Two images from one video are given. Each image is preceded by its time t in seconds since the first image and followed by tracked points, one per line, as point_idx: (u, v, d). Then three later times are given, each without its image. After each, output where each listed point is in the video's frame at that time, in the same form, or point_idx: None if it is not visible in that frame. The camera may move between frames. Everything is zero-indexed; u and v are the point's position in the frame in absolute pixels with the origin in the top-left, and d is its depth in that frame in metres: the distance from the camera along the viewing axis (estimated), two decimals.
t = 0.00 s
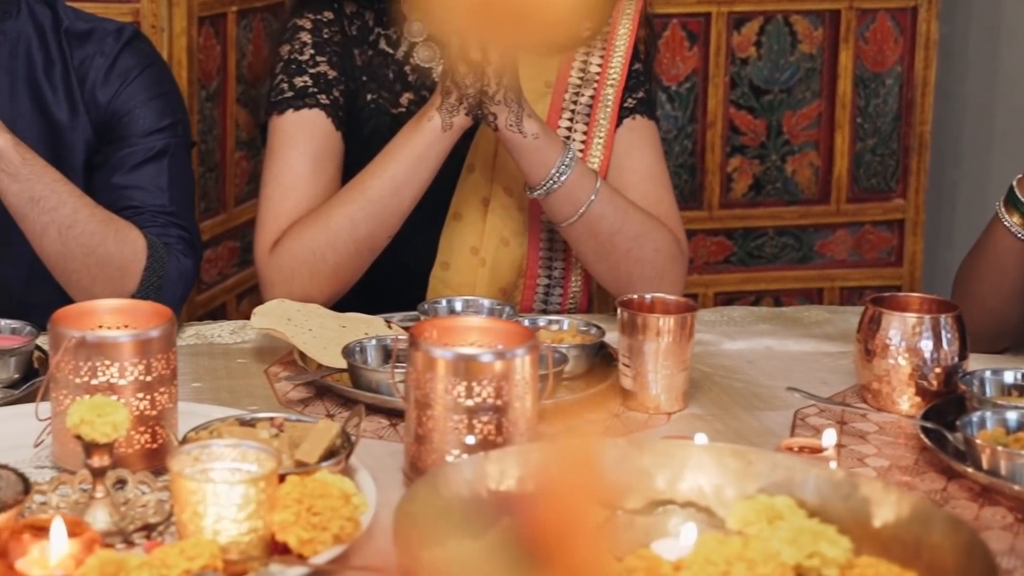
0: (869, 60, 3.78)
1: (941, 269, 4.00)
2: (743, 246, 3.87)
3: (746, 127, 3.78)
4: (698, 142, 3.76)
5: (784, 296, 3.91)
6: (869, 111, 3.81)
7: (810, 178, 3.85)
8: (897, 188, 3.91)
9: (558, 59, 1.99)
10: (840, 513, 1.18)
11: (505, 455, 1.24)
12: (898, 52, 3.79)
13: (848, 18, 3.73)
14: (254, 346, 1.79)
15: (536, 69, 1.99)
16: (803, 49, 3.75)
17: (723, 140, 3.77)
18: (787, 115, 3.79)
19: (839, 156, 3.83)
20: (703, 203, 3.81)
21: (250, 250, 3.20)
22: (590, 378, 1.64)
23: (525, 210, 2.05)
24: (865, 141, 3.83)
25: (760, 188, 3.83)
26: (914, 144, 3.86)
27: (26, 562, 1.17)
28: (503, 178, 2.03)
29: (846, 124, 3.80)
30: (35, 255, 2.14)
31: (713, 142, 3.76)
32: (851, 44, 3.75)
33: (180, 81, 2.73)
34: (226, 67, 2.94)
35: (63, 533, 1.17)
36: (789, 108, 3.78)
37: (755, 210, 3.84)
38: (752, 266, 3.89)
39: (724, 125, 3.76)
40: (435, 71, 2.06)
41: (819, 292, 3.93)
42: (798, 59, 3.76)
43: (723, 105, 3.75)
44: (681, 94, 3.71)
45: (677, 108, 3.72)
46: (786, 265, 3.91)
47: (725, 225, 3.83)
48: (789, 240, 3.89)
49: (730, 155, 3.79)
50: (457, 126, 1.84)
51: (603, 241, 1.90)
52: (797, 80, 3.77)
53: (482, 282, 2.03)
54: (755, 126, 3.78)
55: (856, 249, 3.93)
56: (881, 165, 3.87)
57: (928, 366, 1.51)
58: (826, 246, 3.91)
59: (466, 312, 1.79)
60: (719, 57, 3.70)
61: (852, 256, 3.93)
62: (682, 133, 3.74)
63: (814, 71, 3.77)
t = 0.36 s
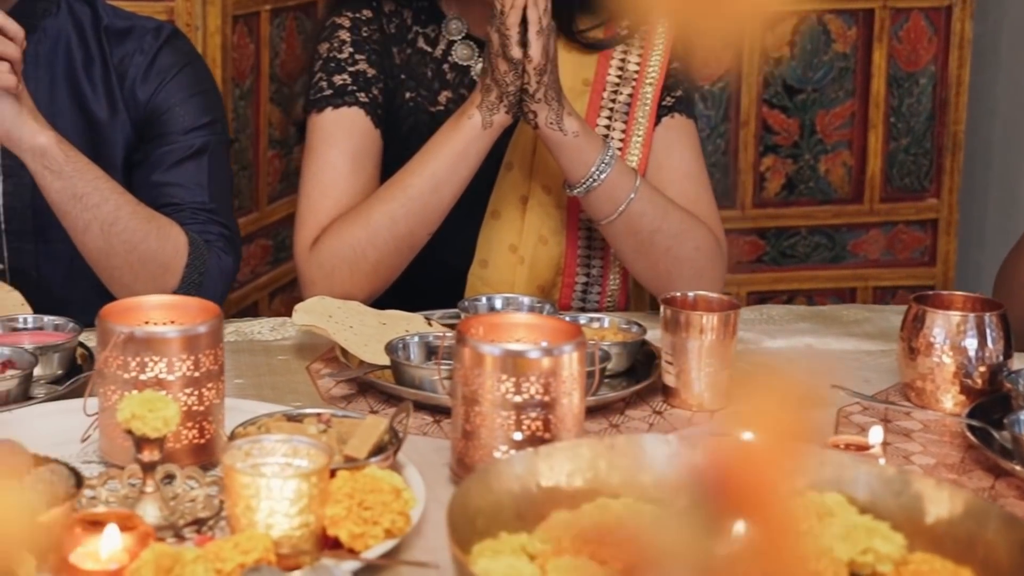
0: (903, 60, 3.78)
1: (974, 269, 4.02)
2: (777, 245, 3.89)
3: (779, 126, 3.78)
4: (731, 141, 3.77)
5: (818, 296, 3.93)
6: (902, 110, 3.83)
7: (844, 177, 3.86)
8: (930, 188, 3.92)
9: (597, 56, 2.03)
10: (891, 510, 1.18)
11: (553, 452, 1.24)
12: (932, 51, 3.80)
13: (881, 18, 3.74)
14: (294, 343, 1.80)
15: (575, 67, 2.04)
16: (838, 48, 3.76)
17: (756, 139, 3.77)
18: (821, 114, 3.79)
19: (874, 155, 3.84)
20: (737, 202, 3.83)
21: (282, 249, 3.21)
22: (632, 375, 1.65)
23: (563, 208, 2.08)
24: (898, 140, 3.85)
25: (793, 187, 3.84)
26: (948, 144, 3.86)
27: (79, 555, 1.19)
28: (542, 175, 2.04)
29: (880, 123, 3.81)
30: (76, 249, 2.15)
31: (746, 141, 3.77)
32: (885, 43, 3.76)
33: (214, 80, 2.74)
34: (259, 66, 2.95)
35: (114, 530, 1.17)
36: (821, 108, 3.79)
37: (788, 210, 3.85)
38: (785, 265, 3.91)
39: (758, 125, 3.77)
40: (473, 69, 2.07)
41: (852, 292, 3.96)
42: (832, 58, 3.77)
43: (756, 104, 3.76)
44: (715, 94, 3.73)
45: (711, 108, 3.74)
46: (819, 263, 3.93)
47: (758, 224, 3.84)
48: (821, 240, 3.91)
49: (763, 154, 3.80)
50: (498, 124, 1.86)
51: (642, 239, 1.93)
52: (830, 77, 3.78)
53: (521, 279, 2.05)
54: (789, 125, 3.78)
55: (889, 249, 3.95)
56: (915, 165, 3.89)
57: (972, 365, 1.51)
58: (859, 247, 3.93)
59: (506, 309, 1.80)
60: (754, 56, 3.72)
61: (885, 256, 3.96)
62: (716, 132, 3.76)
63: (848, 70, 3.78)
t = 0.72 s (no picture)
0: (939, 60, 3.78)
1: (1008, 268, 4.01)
2: (810, 244, 3.92)
3: (813, 125, 3.81)
4: (764, 140, 3.80)
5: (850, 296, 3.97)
6: (936, 110, 3.82)
7: (878, 177, 3.87)
8: (965, 188, 3.91)
9: (635, 55, 2.10)
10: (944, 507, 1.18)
11: (604, 450, 1.23)
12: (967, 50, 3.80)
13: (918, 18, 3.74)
14: (335, 340, 1.81)
15: (613, 66, 2.11)
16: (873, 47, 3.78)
17: (789, 138, 3.81)
18: (854, 114, 3.81)
19: (908, 155, 3.84)
20: (770, 201, 3.86)
21: (316, 246, 3.23)
22: (674, 373, 1.65)
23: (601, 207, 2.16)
24: (932, 140, 3.84)
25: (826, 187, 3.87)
26: (982, 144, 3.85)
27: (135, 548, 1.20)
28: (580, 173, 2.13)
29: (913, 123, 3.82)
30: (116, 247, 2.19)
31: (779, 141, 3.80)
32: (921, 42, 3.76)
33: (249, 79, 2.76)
34: (293, 65, 2.97)
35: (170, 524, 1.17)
36: (855, 108, 3.81)
37: (821, 210, 3.88)
38: (818, 265, 3.94)
39: (790, 124, 3.80)
40: (512, 68, 2.16)
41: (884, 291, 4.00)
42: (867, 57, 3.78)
43: (789, 103, 3.79)
44: (748, 93, 3.76)
45: (744, 107, 3.77)
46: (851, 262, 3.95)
47: (790, 223, 3.88)
48: (853, 239, 3.92)
49: (797, 153, 3.83)
50: (538, 122, 1.94)
51: (682, 238, 2.00)
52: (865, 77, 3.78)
53: (559, 277, 2.14)
54: (821, 125, 3.81)
55: (923, 248, 3.96)
56: (949, 165, 3.88)
57: (1018, 365, 1.50)
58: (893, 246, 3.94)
59: (547, 307, 1.81)
60: (786, 55, 3.75)
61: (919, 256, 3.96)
62: (749, 132, 3.79)
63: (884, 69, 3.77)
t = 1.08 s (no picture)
0: (973, 59, 3.79)
1: None
2: (844, 244, 3.90)
3: (848, 125, 3.81)
4: (800, 140, 3.80)
5: (884, 294, 3.93)
6: (971, 109, 3.81)
7: (912, 176, 3.86)
8: (1000, 187, 3.91)
9: (676, 53, 2.10)
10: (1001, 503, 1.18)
11: (658, 445, 1.23)
12: (1002, 50, 3.80)
13: (951, 17, 3.75)
14: (378, 337, 1.82)
15: (654, 64, 2.11)
16: (908, 46, 3.77)
17: (824, 137, 3.80)
18: (889, 113, 3.80)
19: (943, 155, 3.84)
20: (806, 201, 3.84)
21: (349, 245, 3.24)
22: (719, 371, 1.64)
23: (641, 205, 2.17)
24: (967, 139, 3.83)
25: (861, 186, 3.85)
26: (1016, 143, 3.86)
27: (191, 543, 1.19)
28: (620, 171, 2.15)
29: (949, 122, 3.80)
30: (157, 243, 2.20)
31: (814, 140, 3.79)
32: (955, 42, 3.77)
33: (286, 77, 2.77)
34: (327, 63, 2.99)
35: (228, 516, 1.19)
36: (890, 107, 3.80)
37: (856, 209, 3.87)
38: (853, 265, 3.92)
39: (825, 124, 3.79)
40: (551, 66, 2.17)
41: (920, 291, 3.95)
42: (901, 56, 3.78)
43: (824, 102, 3.78)
44: (784, 91, 3.75)
45: (779, 105, 3.76)
46: (886, 262, 3.93)
47: (825, 223, 3.87)
48: (888, 239, 3.91)
49: (831, 153, 3.82)
50: (580, 120, 1.97)
51: (724, 236, 2.03)
52: (900, 76, 3.78)
53: (601, 276, 2.15)
54: (856, 124, 3.80)
55: (958, 248, 3.95)
56: (985, 164, 3.87)
57: None
58: (927, 246, 3.92)
59: (589, 305, 1.81)
60: (821, 54, 3.75)
61: (954, 256, 3.95)
62: (784, 131, 3.78)
63: (917, 68, 3.78)
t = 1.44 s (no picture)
0: (1010, 58, 3.78)
1: None
2: (880, 243, 3.90)
3: (884, 124, 3.80)
4: (836, 139, 3.80)
5: (919, 293, 3.91)
6: (1007, 108, 3.80)
7: (949, 176, 3.85)
8: None
9: (718, 52, 2.14)
10: None
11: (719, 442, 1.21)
12: None
13: (989, 15, 3.73)
14: (421, 334, 1.82)
15: (696, 63, 2.15)
16: (945, 45, 3.77)
17: (860, 136, 3.79)
18: (926, 112, 3.79)
19: (980, 154, 3.82)
20: (842, 201, 3.84)
21: (383, 243, 3.25)
22: (766, 370, 1.64)
23: (684, 203, 2.20)
24: (1004, 139, 3.82)
25: (898, 184, 3.85)
26: None
27: (249, 536, 1.20)
28: (662, 169, 2.19)
29: (986, 121, 3.79)
30: (199, 239, 2.21)
31: (851, 140, 3.79)
32: (992, 41, 3.75)
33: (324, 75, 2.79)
34: (363, 62, 3.00)
35: (284, 508, 1.20)
36: (927, 105, 3.79)
37: (893, 208, 3.86)
38: (888, 264, 3.92)
39: (861, 123, 3.79)
40: (593, 63, 2.22)
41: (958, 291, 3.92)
42: (938, 56, 3.77)
43: (861, 102, 3.78)
44: (820, 90, 3.75)
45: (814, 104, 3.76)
46: (922, 262, 3.93)
47: (861, 222, 3.86)
48: (924, 238, 3.91)
49: (867, 152, 3.82)
50: (623, 118, 2.02)
51: (767, 234, 2.08)
52: (937, 74, 3.78)
53: (642, 273, 2.19)
54: (893, 122, 3.80)
55: (994, 248, 3.93)
56: (1021, 164, 3.86)
57: None
58: (964, 245, 3.91)
59: (633, 302, 1.82)
60: (858, 52, 3.74)
61: (991, 256, 3.93)
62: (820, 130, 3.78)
63: (955, 67, 3.78)
